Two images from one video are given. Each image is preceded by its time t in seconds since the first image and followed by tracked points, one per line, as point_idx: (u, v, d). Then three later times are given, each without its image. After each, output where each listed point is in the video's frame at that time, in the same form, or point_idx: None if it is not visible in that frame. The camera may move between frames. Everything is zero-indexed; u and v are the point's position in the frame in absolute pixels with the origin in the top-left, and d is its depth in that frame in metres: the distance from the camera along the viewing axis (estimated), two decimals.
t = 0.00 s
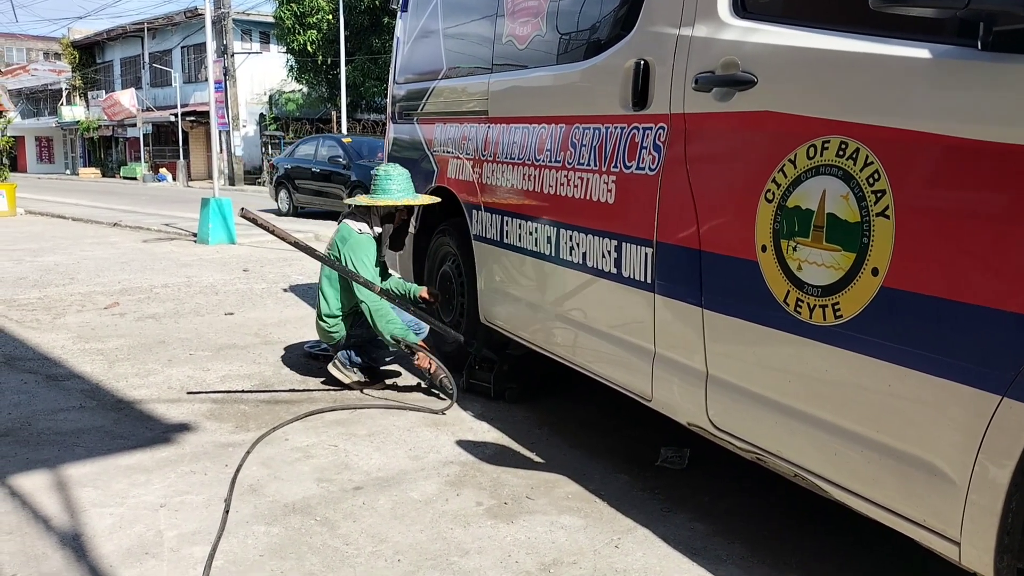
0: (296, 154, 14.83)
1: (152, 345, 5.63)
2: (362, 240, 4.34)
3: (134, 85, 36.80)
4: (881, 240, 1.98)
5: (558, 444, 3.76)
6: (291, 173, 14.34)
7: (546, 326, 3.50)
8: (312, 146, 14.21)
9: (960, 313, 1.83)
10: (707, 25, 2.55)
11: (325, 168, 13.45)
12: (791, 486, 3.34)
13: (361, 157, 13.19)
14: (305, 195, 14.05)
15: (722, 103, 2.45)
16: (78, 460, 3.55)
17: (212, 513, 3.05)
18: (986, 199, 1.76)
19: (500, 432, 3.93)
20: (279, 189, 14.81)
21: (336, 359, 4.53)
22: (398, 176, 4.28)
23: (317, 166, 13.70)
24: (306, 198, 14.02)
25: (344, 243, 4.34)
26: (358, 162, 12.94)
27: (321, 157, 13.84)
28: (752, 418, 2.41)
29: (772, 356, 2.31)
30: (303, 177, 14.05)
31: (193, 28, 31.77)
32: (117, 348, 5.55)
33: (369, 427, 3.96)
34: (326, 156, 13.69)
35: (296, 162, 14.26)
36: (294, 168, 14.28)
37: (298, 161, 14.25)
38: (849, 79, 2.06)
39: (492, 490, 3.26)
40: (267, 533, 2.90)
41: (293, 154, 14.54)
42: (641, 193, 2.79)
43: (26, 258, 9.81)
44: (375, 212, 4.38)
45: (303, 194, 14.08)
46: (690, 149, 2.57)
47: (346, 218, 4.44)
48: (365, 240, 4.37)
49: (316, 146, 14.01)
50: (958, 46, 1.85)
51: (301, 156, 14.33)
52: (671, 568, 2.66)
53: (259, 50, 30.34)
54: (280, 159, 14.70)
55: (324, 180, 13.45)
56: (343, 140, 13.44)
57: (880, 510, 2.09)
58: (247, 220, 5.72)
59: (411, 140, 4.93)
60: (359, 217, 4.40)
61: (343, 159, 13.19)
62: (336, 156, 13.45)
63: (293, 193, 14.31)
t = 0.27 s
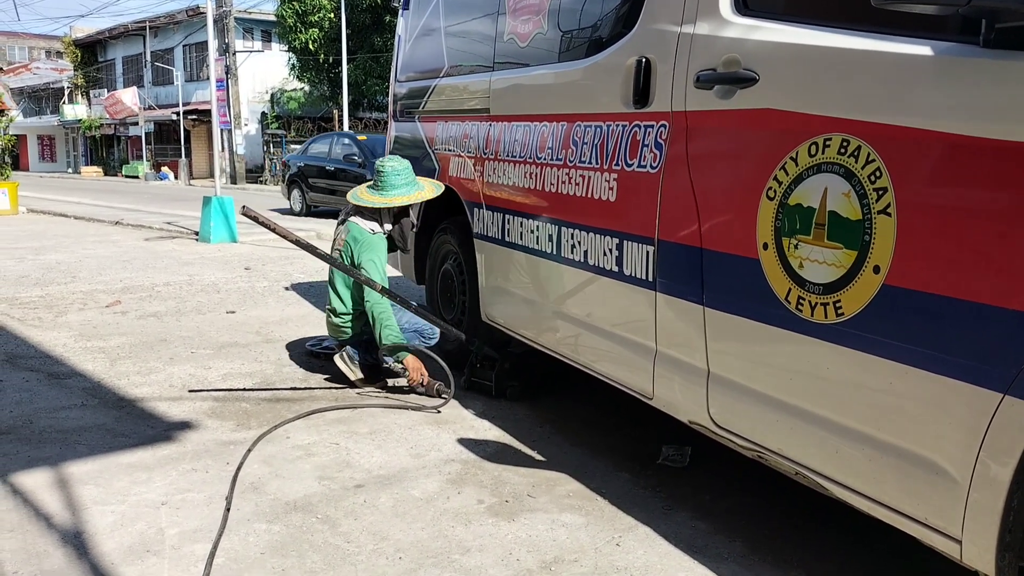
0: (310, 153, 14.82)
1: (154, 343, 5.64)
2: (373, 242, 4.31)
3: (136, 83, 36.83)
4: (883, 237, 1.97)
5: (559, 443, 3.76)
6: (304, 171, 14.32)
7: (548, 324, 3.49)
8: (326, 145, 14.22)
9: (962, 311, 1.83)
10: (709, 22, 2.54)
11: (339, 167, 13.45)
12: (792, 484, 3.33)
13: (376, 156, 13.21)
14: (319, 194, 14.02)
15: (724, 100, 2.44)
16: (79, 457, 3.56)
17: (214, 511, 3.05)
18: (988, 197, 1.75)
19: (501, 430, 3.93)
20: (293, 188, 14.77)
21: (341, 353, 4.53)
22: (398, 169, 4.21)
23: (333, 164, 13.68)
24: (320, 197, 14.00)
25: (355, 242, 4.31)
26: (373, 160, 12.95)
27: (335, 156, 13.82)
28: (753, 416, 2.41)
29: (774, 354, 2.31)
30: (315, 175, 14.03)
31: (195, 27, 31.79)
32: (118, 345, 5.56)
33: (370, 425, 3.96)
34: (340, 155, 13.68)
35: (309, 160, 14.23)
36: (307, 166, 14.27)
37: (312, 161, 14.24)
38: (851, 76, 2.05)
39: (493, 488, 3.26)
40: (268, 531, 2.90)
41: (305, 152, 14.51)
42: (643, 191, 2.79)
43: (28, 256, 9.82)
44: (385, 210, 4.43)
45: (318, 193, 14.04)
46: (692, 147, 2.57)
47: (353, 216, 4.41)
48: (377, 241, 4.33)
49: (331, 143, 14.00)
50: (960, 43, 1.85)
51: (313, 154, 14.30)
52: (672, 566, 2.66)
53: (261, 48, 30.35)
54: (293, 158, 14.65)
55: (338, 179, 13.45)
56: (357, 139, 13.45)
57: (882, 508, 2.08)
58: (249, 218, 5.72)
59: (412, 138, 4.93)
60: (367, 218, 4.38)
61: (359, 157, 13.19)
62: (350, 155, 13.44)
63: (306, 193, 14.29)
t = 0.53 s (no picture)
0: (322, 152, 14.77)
1: (156, 342, 5.64)
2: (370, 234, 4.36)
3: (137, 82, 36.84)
4: (884, 237, 1.97)
5: (560, 442, 3.76)
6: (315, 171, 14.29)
7: (549, 323, 3.49)
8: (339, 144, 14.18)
9: (963, 311, 1.83)
10: (710, 22, 2.54)
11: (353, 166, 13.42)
12: (793, 484, 3.33)
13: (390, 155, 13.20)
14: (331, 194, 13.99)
15: (725, 100, 2.44)
16: (81, 457, 3.56)
17: (215, 510, 3.05)
18: (989, 197, 1.75)
19: (502, 429, 3.93)
20: (304, 188, 14.72)
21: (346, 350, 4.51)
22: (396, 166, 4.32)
23: (346, 164, 13.65)
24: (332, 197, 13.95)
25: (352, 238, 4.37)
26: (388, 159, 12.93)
27: (348, 155, 13.78)
28: (754, 416, 2.41)
29: (774, 354, 2.31)
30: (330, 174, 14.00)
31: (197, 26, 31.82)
32: (120, 345, 5.57)
33: (371, 424, 3.96)
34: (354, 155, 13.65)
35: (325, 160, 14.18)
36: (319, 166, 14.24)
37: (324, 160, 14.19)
38: (853, 76, 2.05)
39: (494, 487, 3.26)
40: (270, 530, 2.90)
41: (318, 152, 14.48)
42: (644, 190, 2.79)
43: (29, 255, 9.83)
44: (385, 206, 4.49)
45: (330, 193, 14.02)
46: (693, 146, 2.57)
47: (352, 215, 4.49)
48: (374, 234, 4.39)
49: (344, 143, 13.94)
50: (961, 43, 1.85)
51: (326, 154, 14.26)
52: (673, 566, 2.66)
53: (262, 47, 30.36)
54: (307, 157, 14.62)
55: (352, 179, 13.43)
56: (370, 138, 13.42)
57: (883, 508, 2.08)
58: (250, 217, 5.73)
59: (414, 137, 4.93)
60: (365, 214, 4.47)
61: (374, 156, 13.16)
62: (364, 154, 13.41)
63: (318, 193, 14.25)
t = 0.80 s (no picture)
0: (332, 152, 14.72)
1: (157, 340, 5.65)
2: (364, 229, 4.29)
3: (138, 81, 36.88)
4: (886, 236, 1.97)
5: (561, 441, 3.76)
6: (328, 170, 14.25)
7: (550, 322, 3.50)
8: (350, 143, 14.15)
9: (964, 309, 1.82)
10: (712, 20, 2.54)
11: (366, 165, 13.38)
12: (793, 482, 3.33)
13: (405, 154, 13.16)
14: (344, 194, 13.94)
15: (726, 98, 2.44)
16: (83, 455, 3.56)
17: (216, 509, 3.05)
18: (990, 195, 1.75)
19: (503, 428, 3.93)
20: (316, 188, 14.65)
21: (343, 352, 4.55)
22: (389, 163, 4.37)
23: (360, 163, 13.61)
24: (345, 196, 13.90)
25: (348, 236, 4.31)
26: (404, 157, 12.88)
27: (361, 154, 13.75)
28: (755, 414, 2.41)
29: (775, 352, 2.31)
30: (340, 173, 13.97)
31: (198, 25, 31.85)
32: (121, 343, 5.57)
33: (372, 423, 3.96)
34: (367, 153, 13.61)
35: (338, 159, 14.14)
36: (331, 165, 14.19)
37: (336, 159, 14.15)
38: (855, 74, 2.05)
39: (495, 485, 3.26)
40: (271, 528, 2.90)
41: (328, 152, 14.44)
42: (645, 189, 2.79)
43: (30, 253, 9.84)
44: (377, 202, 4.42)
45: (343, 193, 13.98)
46: (694, 144, 2.57)
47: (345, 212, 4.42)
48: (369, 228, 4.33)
49: (355, 143, 13.89)
50: (963, 41, 1.85)
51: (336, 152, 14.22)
52: (674, 565, 2.66)
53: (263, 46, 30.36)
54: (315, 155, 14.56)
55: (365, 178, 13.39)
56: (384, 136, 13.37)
57: (883, 506, 2.09)
58: (251, 216, 5.73)
59: (415, 136, 4.93)
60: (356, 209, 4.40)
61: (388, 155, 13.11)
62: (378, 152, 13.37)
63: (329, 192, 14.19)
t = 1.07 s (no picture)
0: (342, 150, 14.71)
1: (158, 339, 5.65)
2: (365, 227, 4.27)
3: (139, 79, 36.90)
4: (887, 234, 1.97)
5: (562, 439, 3.76)
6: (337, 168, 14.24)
7: (551, 320, 3.49)
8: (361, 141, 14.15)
9: (965, 308, 1.82)
10: (713, 19, 2.54)
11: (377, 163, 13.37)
12: (794, 481, 3.33)
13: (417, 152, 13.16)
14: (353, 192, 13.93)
15: (728, 97, 2.44)
16: (84, 453, 3.57)
17: (218, 507, 3.06)
18: (992, 193, 1.75)
19: (504, 427, 3.93)
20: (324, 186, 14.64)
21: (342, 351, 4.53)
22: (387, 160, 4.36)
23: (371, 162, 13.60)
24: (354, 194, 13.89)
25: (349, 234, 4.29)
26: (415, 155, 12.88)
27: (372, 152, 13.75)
28: (756, 413, 2.41)
29: (776, 350, 2.31)
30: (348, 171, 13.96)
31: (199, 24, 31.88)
32: (123, 342, 5.57)
33: (373, 421, 3.97)
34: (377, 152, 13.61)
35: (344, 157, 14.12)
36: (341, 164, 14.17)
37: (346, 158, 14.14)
38: (857, 72, 2.05)
39: (496, 484, 3.26)
40: (272, 526, 2.90)
41: (339, 150, 14.43)
42: (647, 187, 2.79)
43: (32, 252, 9.84)
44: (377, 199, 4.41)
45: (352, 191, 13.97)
46: (696, 143, 2.57)
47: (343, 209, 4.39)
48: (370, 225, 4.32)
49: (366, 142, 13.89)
50: (964, 39, 1.84)
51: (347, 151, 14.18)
52: (675, 563, 2.66)
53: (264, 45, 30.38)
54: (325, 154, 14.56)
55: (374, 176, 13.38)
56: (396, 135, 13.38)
57: (885, 505, 2.09)
58: (253, 214, 5.74)
59: (416, 134, 4.93)
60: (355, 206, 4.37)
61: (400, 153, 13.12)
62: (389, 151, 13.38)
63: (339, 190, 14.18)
